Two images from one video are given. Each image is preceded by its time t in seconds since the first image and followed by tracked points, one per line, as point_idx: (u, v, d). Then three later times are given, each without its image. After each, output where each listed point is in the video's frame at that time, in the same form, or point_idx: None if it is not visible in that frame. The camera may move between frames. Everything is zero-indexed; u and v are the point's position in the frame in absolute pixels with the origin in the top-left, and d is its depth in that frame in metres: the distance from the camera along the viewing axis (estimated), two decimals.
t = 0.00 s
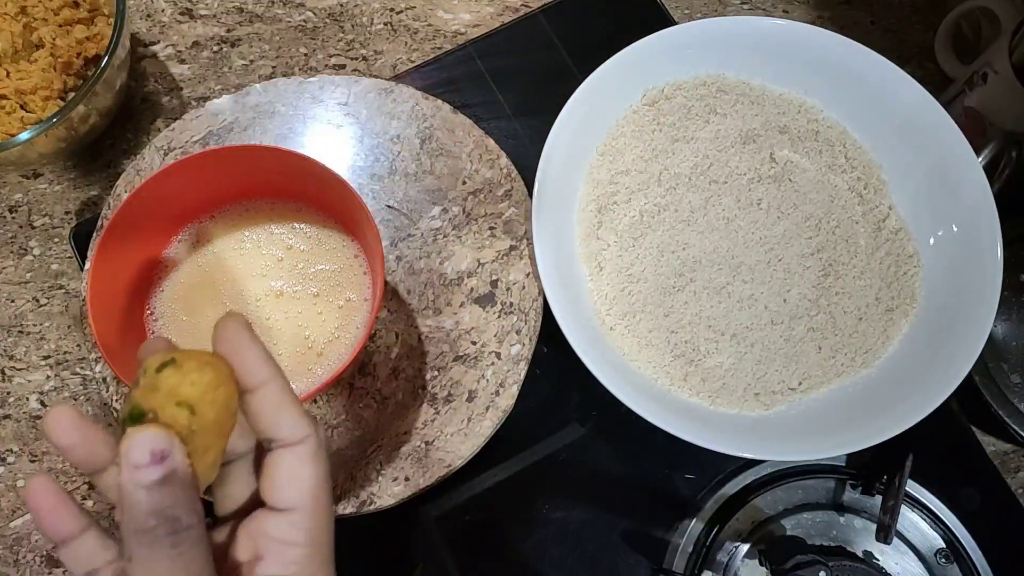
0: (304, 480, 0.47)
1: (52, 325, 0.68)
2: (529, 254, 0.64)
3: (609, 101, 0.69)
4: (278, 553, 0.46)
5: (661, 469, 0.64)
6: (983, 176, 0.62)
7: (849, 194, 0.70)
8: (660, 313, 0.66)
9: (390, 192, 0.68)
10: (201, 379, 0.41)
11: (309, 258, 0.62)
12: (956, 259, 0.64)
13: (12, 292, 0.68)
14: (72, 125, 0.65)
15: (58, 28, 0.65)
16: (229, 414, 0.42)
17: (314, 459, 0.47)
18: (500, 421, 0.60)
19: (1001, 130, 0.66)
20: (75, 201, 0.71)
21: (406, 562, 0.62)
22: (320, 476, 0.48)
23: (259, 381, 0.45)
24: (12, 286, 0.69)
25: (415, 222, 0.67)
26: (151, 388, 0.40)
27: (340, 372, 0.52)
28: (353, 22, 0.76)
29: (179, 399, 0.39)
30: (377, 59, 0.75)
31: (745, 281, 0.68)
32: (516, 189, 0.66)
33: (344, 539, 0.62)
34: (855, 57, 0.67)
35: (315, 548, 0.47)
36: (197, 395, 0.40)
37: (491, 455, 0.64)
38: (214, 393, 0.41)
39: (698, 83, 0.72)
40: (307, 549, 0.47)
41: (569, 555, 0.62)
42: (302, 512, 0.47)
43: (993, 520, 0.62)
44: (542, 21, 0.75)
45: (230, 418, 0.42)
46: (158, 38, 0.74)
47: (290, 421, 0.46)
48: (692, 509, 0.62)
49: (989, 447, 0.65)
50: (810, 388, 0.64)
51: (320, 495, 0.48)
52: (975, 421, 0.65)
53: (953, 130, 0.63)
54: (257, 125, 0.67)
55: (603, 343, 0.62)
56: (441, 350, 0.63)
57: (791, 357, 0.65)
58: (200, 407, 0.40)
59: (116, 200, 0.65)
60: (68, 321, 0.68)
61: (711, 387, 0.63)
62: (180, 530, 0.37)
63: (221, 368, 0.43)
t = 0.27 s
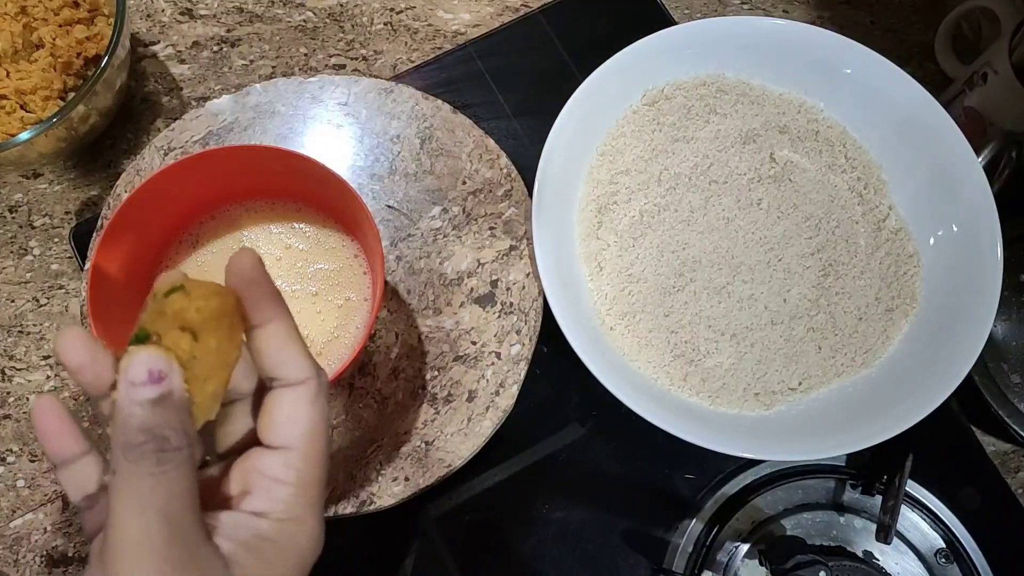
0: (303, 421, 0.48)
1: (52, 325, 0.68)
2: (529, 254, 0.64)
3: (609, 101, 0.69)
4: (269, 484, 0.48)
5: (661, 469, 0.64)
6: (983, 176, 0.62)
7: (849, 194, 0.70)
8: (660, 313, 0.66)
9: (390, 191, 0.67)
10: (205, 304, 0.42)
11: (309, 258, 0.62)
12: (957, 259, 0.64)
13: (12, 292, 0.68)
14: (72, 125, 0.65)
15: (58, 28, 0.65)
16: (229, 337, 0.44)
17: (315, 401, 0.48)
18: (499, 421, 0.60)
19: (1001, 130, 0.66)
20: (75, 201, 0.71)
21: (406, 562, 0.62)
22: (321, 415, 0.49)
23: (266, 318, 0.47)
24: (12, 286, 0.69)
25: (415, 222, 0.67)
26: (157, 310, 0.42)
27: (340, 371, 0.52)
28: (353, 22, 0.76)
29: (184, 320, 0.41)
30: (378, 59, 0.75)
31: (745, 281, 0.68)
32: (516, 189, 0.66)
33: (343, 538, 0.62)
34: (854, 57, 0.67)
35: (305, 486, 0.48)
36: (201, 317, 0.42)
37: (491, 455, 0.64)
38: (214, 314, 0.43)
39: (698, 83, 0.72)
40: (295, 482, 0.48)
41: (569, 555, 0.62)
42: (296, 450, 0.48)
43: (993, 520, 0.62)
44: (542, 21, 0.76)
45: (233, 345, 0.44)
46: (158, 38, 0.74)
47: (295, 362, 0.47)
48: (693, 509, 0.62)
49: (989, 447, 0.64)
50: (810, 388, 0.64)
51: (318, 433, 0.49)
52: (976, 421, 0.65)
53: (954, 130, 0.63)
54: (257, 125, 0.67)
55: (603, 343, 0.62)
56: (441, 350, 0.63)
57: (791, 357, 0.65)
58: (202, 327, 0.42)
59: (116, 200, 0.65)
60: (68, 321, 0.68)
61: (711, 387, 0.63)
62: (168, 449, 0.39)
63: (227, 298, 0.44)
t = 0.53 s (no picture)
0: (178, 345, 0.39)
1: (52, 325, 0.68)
2: (529, 254, 0.64)
3: (609, 101, 0.69)
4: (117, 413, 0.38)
5: (662, 469, 0.63)
6: (983, 176, 0.62)
7: (849, 194, 0.70)
8: (660, 313, 0.66)
9: (390, 191, 0.67)
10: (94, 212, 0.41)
11: (309, 258, 0.62)
12: (957, 259, 0.64)
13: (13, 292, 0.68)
14: (72, 125, 0.65)
15: (58, 28, 0.65)
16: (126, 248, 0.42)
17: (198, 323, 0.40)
18: (500, 421, 0.60)
19: (1001, 130, 0.66)
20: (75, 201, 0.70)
21: (406, 562, 0.62)
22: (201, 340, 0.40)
23: (164, 228, 0.40)
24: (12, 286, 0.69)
25: (415, 222, 0.67)
26: (55, 208, 0.41)
27: (340, 371, 0.52)
28: (353, 22, 0.76)
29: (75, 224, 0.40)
30: (377, 59, 0.75)
31: (745, 282, 0.68)
32: (516, 189, 0.66)
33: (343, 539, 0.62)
34: (854, 57, 0.67)
35: (174, 397, 0.39)
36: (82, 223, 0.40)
37: (490, 455, 0.64)
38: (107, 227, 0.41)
39: (698, 83, 0.72)
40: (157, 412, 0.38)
41: (569, 555, 0.62)
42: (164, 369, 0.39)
43: (993, 520, 0.62)
44: (542, 21, 0.76)
45: (126, 255, 0.42)
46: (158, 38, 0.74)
47: (187, 273, 0.40)
48: (693, 509, 0.62)
49: (989, 447, 0.64)
50: (810, 388, 0.64)
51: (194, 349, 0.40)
52: (976, 421, 0.65)
53: (954, 130, 0.63)
54: (257, 125, 0.67)
55: (603, 343, 0.62)
56: (441, 350, 0.63)
57: (791, 357, 0.65)
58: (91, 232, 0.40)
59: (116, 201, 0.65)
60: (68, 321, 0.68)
61: (711, 387, 0.63)
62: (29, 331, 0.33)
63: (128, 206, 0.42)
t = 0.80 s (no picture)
0: None
1: (51, 325, 0.68)
2: (529, 254, 0.64)
3: (609, 100, 0.69)
4: None
5: (661, 469, 0.64)
6: (983, 175, 0.62)
7: (849, 194, 0.70)
8: (660, 313, 0.66)
9: (390, 191, 0.67)
10: None
11: (309, 258, 0.62)
12: (957, 259, 0.64)
13: (13, 292, 0.68)
14: (72, 126, 0.65)
15: (58, 28, 0.65)
16: None
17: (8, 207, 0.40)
18: (499, 421, 0.60)
19: (1001, 130, 0.66)
20: (75, 201, 0.70)
21: (406, 562, 0.62)
22: None
23: None
24: (12, 286, 0.68)
25: (415, 222, 0.67)
26: None
27: (339, 372, 0.52)
28: (353, 22, 0.76)
29: None
30: (377, 59, 0.75)
31: (745, 281, 0.68)
32: (516, 189, 0.66)
33: (343, 539, 0.62)
34: (854, 57, 0.67)
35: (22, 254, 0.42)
36: None
37: (490, 455, 0.64)
38: None
39: (697, 83, 0.72)
40: None
41: (569, 555, 0.62)
42: None
43: (993, 521, 0.62)
44: (542, 21, 0.76)
45: None
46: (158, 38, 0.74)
47: None
48: (693, 509, 0.62)
49: (989, 447, 0.65)
50: (810, 388, 0.64)
51: None
52: (976, 421, 0.65)
53: (953, 130, 0.63)
54: (257, 125, 0.67)
55: (603, 343, 0.62)
56: (441, 350, 0.63)
57: (791, 357, 0.65)
58: None
59: (116, 200, 0.65)
60: (68, 321, 0.68)
61: (711, 386, 0.63)
62: None
63: None
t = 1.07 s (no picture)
0: None
1: (52, 325, 0.68)
2: (529, 254, 0.64)
3: (609, 100, 0.69)
4: None
5: (661, 469, 0.64)
6: (983, 175, 0.62)
7: (849, 194, 0.70)
8: (660, 313, 0.66)
9: (389, 191, 0.67)
10: None
11: (309, 258, 0.62)
12: (957, 259, 0.64)
13: (13, 292, 0.68)
14: (72, 125, 0.65)
15: (58, 28, 0.65)
16: None
17: None
18: (499, 421, 0.60)
19: (1001, 130, 0.66)
20: (75, 201, 0.70)
21: (405, 562, 0.62)
22: None
23: None
24: (12, 286, 0.68)
25: (415, 222, 0.67)
26: None
27: (339, 371, 0.52)
28: (353, 22, 0.76)
29: None
30: (377, 59, 0.75)
31: (745, 282, 0.68)
32: (516, 189, 0.66)
33: (342, 539, 0.62)
34: (854, 57, 0.67)
35: None
36: None
37: (490, 455, 0.64)
38: None
39: (697, 83, 0.72)
40: None
41: (569, 554, 0.61)
42: None
43: (993, 521, 0.62)
44: (542, 21, 0.76)
45: None
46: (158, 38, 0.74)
47: None
48: (693, 509, 0.62)
49: (989, 447, 0.65)
50: (811, 387, 0.64)
51: None
52: (976, 421, 0.65)
53: (953, 129, 0.63)
54: (257, 125, 0.67)
55: (603, 343, 0.62)
56: (441, 350, 0.63)
57: (791, 357, 0.65)
58: None
59: (116, 200, 0.65)
60: (68, 321, 0.68)
61: (711, 386, 0.63)
62: None
63: None
